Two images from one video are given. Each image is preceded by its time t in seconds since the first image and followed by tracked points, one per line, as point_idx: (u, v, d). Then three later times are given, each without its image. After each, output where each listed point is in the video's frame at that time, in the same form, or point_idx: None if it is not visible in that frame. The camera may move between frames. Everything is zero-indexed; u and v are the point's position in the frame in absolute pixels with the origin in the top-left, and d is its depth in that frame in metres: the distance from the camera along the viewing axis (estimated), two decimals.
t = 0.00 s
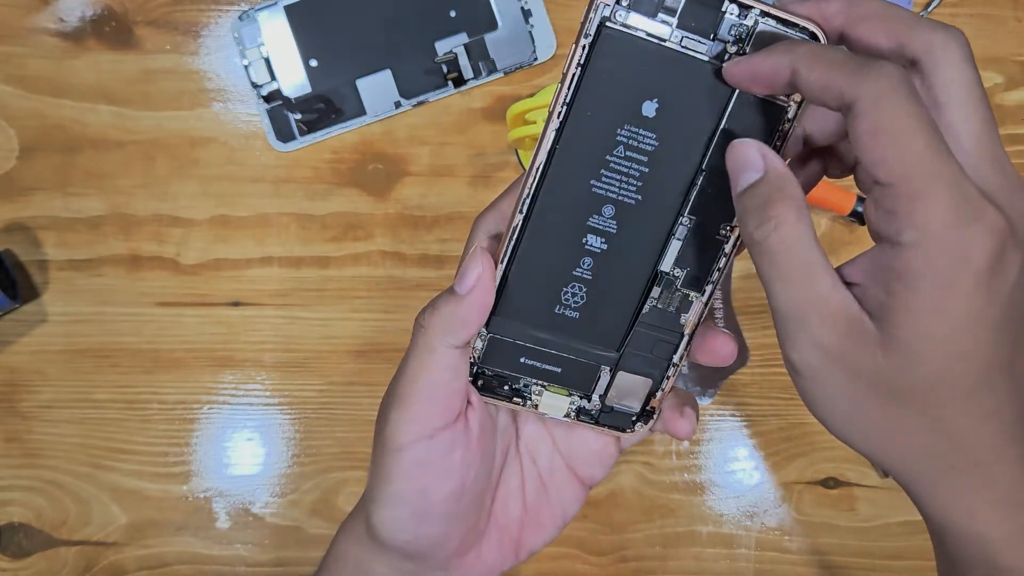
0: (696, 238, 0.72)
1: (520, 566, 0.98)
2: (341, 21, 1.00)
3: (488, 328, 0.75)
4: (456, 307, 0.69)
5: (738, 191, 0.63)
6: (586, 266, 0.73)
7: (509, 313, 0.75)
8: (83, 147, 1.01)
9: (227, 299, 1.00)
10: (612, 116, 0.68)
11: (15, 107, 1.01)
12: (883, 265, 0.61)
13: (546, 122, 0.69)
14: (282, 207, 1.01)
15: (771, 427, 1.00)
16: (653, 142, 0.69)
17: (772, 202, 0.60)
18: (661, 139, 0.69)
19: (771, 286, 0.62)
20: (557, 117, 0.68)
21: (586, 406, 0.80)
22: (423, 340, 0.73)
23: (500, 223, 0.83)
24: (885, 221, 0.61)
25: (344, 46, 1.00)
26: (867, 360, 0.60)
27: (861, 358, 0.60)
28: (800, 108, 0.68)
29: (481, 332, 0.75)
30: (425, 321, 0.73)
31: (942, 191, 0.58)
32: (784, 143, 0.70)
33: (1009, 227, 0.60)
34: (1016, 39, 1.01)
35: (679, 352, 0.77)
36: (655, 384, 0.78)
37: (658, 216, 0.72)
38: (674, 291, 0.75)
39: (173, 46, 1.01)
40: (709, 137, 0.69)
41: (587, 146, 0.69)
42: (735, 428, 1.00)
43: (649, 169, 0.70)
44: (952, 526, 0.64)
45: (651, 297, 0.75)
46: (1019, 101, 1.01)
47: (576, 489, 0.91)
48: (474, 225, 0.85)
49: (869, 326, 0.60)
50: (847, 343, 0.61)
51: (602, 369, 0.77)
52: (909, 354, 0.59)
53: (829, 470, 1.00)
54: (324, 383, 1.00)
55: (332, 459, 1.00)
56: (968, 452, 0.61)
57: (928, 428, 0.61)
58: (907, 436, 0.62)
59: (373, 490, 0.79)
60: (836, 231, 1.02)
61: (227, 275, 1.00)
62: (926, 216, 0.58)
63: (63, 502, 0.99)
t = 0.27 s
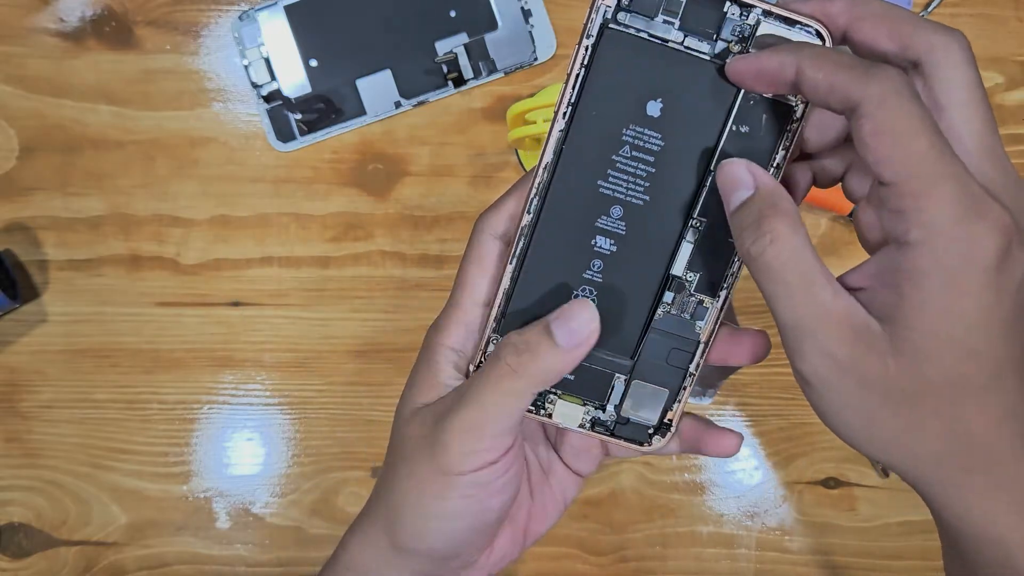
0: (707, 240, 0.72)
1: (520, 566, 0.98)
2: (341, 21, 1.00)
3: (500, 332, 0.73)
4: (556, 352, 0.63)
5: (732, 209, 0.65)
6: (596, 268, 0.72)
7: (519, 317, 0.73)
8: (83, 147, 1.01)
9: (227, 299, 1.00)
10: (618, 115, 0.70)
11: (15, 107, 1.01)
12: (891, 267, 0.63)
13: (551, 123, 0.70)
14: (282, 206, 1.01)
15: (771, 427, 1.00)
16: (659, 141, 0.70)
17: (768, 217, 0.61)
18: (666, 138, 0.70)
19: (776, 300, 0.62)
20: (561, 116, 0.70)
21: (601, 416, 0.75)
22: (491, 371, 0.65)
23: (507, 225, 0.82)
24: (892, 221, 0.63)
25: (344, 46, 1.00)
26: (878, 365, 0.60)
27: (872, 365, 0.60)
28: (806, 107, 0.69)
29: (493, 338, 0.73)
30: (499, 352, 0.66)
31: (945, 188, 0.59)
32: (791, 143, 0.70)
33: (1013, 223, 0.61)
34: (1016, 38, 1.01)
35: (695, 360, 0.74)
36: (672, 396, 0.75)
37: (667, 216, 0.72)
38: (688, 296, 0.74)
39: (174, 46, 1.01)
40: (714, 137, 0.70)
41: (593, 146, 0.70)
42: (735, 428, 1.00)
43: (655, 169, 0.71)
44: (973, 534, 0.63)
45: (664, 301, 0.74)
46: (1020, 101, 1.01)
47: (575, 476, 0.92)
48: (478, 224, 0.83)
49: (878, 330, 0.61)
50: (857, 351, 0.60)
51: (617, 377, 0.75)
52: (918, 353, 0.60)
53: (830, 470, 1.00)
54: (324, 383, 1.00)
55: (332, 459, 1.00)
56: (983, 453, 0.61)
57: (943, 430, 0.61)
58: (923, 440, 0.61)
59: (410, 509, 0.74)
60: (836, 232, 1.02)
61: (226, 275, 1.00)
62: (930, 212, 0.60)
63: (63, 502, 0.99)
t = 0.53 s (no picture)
0: (712, 238, 0.72)
1: (520, 566, 0.98)
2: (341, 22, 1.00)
3: (506, 337, 0.74)
4: (596, 365, 0.67)
5: (760, 201, 0.65)
6: (601, 271, 0.72)
7: (526, 321, 0.74)
8: (83, 147, 1.01)
9: (227, 299, 1.00)
10: (616, 116, 0.70)
11: (15, 106, 1.01)
12: (916, 265, 0.64)
13: (550, 127, 0.71)
14: (282, 206, 1.01)
15: (771, 427, 1.00)
16: (659, 140, 0.70)
17: (801, 210, 0.62)
18: (667, 137, 0.70)
19: (804, 295, 0.63)
20: (558, 119, 0.70)
21: (613, 417, 0.76)
22: (526, 386, 0.68)
23: (508, 230, 0.80)
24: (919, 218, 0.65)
25: (344, 46, 1.00)
26: (903, 362, 0.62)
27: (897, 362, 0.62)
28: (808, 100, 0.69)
29: (500, 347, 0.74)
30: (531, 369, 0.68)
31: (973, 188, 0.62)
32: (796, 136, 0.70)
33: None
34: (1016, 38, 1.01)
35: (706, 359, 0.74)
36: (683, 395, 0.75)
37: (672, 215, 0.72)
38: (695, 294, 0.74)
39: (174, 46, 1.01)
40: (716, 133, 0.70)
41: (593, 148, 0.70)
42: (735, 428, 1.00)
43: (657, 168, 0.71)
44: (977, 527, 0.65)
45: (672, 301, 0.74)
46: (1019, 101, 1.01)
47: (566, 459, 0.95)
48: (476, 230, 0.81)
49: (904, 327, 0.63)
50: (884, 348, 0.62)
51: (627, 378, 0.75)
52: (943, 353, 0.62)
53: (829, 470, 1.00)
54: (324, 383, 1.00)
55: (332, 459, 1.00)
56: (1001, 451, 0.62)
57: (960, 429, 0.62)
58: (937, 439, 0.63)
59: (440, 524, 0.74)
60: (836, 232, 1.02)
61: (227, 275, 1.00)
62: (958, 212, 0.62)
63: (63, 502, 0.99)
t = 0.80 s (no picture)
0: (694, 194, 0.72)
1: (520, 565, 0.98)
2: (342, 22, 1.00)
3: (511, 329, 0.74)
4: (607, 356, 0.67)
5: (774, 261, 0.67)
6: (590, 245, 0.72)
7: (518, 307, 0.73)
8: (83, 147, 1.01)
9: (227, 299, 1.00)
10: (578, 93, 0.70)
11: (15, 106, 1.01)
12: (950, 305, 0.72)
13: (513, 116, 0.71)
14: (282, 206, 1.01)
15: (771, 427, 1.00)
16: (625, 107, 0.70)
17: (829, 260, 0.65)
18: (631, 102, 0.70)
19: (843, 345, 0.66)
20: (519, 107, 0.70)
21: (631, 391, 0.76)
22: (538, 388, 0.68)
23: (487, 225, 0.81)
24: (955, 249, 0.75)
25: (344, 46, 1.00)
26: (943, 400, 0.67)
27: (951, 393, 0.68)
28: (764, 40, 0.69)
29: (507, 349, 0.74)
30: (542, 370, 0.68)
31: (991, 219, 0.75)
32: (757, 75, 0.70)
33: None
34: (1016, 38, 1.01)
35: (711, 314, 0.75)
36: (696, 354, 0.75)
37: (651, 177, 0.72)
38: (689, 255, 0.74)
39: (174, 46, 1.01)
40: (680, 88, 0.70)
41: (559, 127, 0.70)
42: (735, 428, 1.00)
43: (628, 136, 0.71)
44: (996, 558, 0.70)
45: (667, 263, 0.74)
46: (1019, 101, 1.01)
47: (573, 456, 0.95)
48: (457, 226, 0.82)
49: (947, 359, 0.69)
50: (936, 382, 0.68)
51: (637, 349, 0.75)
52: (987, 375, 0.69)
53: (829, 469, 1.00)
54: (324, 383, 1.00)
55: (332, 459, 1.00)
56: None
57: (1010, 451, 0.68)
58: (996, 464, 0.68)
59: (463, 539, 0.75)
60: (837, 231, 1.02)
61: (227, 275, 1.00)
62: (985, 238, 0.74)
63: (63, 502, 0.99)
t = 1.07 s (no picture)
0: (698, 208, 0.72)
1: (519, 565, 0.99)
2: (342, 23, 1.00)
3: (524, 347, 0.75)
4: (633, 369, 0.67)
5: (747, 303, 0.69)
6: (598, 268, 0.72)
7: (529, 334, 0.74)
8: (83, 148, 1.01)
9: (227, 299, 1.00)
10: (564, 121, 0.70)
11: (16, 107, 1.01)
12: (936, 322, 0.72)
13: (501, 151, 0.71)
14: (282, 207, 1.01)
15: (771, 427, 1.00)
16: (613, 128, 0.69)
17: (799, 298, 0.66)
18: (619, 123, 0.69)
19: (824, 371, 0.66)
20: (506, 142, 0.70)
21: (654, 403, 0.76)
22: (562, 396, 0.67)
23: (483, 203, 0.81)
24: (934, 274, 0.74)
25: (345, 47, 1.00)
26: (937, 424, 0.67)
27: (941, 414, 0.68)
28: (747, 47, 0.67)
29: (527, 362, 0.75)
30: (570, 379, 0.67)
31: (970, 238, 0.74)
32: (745, 86, 0.68)
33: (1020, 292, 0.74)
34: (1018, 37, 1.00)
35: (732, 325, 0.74)
36: (719, 364, 0.75)
37: (652, 196, 0.71)
38: (699, 265, 0.73)
39: (173, 46, 1.00)
40: (669, 103, 0.69)
41: (549, 158, 0.70)
42: (734, 428, 1.00)
43: (621, 157, 0.70)
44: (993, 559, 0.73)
45: (679, 277, 0.73)
46: (1019, 101, 1.01)
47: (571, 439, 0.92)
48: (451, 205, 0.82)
49: (933, 378, 0.69)
50: (924, 405, 0.67)
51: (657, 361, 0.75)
52: (974, 392, 0.68)
53: (829, 470, 0.99)
54: (324, 383, 1.00)
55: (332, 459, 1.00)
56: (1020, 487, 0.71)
57: (1000, 461, 0.70)
58: (988, 473, 0.69)
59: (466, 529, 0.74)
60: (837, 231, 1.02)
61: (226, 275, 1.00)
62: (964, 260, 0.73)
63: (63, 502, 0.99)
